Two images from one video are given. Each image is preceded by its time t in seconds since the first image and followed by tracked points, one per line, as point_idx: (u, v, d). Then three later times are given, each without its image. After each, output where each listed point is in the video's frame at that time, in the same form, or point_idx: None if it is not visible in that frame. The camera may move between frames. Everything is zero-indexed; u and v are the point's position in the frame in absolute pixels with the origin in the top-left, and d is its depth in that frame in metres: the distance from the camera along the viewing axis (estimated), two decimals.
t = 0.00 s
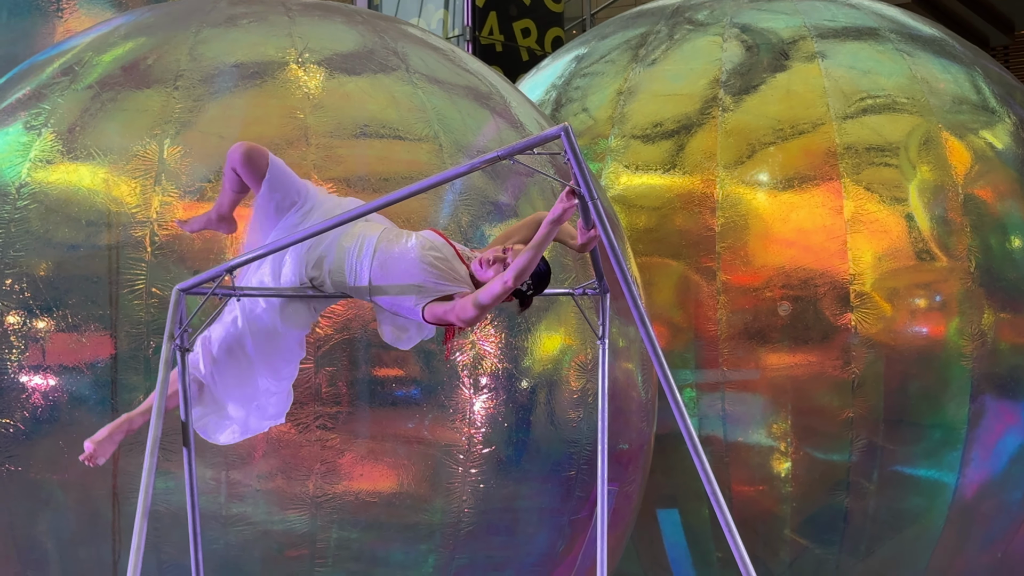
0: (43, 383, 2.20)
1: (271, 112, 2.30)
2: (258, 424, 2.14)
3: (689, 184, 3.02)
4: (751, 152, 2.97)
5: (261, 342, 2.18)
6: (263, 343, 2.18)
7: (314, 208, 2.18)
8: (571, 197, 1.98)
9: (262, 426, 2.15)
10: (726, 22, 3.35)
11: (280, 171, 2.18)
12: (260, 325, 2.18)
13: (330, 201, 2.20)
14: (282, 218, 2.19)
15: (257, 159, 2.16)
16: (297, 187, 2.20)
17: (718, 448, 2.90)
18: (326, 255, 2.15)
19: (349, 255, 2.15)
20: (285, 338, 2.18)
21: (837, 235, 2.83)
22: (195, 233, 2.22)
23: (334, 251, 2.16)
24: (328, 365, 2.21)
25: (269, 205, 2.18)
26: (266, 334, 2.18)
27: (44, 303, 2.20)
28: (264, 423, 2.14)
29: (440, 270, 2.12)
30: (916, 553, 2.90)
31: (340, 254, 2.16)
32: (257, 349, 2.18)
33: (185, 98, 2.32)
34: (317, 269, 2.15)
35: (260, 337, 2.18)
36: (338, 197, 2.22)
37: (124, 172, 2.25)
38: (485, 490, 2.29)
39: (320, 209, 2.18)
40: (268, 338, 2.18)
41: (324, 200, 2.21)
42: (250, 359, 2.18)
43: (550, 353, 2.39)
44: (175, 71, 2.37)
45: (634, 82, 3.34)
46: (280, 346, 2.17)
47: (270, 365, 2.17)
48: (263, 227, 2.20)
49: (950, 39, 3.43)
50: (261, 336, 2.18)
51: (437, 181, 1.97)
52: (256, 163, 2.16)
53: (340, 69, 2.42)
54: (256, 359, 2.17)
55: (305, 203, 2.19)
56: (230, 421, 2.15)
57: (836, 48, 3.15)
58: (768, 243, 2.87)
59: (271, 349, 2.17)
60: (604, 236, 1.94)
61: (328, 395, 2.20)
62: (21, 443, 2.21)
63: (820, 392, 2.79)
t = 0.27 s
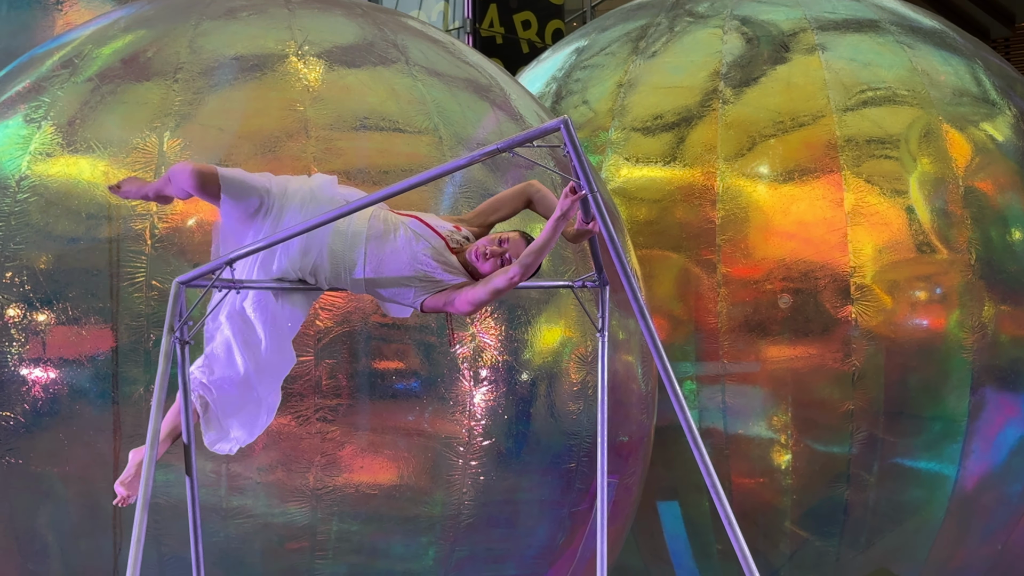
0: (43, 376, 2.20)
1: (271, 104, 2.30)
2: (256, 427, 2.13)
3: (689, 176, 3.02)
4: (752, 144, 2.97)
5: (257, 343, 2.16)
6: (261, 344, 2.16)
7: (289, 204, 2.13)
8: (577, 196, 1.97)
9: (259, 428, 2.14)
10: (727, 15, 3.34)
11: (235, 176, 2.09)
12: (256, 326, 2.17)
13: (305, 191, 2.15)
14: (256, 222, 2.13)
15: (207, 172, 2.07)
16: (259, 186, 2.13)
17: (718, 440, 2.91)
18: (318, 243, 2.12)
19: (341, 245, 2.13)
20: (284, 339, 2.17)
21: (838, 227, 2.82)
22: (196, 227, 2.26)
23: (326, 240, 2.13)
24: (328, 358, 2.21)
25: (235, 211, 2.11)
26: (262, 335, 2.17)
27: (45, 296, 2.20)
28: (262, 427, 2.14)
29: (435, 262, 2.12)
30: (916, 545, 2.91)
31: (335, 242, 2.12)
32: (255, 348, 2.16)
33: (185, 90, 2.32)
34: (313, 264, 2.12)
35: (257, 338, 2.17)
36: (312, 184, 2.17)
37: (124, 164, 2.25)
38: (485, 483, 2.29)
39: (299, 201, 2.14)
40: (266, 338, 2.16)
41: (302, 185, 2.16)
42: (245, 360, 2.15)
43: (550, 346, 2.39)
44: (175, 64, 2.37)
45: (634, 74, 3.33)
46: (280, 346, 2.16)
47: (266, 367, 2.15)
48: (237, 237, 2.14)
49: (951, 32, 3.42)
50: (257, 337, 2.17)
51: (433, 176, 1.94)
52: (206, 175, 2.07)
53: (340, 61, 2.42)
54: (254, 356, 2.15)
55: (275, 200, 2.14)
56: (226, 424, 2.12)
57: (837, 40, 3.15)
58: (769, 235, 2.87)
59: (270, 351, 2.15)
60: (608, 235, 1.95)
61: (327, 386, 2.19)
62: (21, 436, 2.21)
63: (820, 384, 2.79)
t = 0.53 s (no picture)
0: (45, 372, 2.20)
1: (273, 100, 2.30)
2: (248, 433, 2.14)
3: (691, 172, 3.01)
4: (753, 140, 2.97)
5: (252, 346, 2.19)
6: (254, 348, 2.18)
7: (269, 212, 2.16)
8: (580, 192, 2.08)
9: (252, 434, 2.14)
10: (728, 11, 3.34)
11: (205, 198, 2.10)
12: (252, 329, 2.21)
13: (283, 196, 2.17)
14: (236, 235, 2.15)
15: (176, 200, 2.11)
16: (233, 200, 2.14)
17: (720, 437, 2.90)
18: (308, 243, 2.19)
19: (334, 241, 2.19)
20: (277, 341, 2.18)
21: (839, 223, 2.82)
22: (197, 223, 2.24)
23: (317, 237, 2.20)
24: (329, 355, 2.20)
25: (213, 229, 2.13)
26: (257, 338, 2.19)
27: (46, 291, 2.21)
28: (254, 432, 2.14)
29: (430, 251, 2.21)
30: (917, 542, 2.91)
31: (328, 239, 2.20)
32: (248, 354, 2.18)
33: (186, 86, 2.32)
34: (304, 267, 2.18)
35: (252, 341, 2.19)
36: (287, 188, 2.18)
37: (125, 160, 2.24)
38: (486, 479, 2.29)
39: (280, 206, 2.16)
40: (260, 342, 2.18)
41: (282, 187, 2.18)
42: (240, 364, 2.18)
43: (552, 342, 2.39)
44: (176, 59, 2.37)
45: (636, 70, 3.34)
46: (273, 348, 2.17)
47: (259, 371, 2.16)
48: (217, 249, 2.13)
49: (953, 28, 3.42)
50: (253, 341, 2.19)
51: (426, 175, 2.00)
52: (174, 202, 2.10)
53: (342, 57, 2.42)
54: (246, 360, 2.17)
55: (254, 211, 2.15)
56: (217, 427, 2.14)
57: (838, 36, 3.15)
58: (770, 231, 2.87)
59: (261, 353, 2.17)
60: (608, 232, 2.06)
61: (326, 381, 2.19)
62: (23, 432, 2.21)
63: (822, 381, 2.79)
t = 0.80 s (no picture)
0: (49, 372, 2.20)
1: (277, 101, 2.30)
2: (248, 434, 2.14)
3: (695, 172, 3.01)
4: (758, 141, 2.97)
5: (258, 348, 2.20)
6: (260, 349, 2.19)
7: (262, 218, 2.16)
8: (582, 191, 2.07)
9: (252, 436, 2.15)
10: (732, 11, 3.34)
11: (198, 217, 2.13)
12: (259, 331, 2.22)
13: (276, 202, 2.16)
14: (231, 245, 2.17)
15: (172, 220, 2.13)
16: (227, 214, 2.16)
17: (724, 437, 2.91)
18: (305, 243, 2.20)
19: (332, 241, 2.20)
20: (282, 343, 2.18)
21: (843, 223, 2.82)
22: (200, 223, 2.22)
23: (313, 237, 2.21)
24: (333, 355, 2.21)
25: (209, 245, 2.16)
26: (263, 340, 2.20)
27: (51, 292, 2.21)
28: (254, 434, 2.15)
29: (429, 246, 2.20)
30: (922, 542, 2.91)
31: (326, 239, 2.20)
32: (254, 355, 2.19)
33: (190, 87, 2.32)
34: (304, 267, 2.19)
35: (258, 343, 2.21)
36: (280, 194, 2.18)
37: (130, 161, 2.25)
38: (490, 479, 2.30)
39: (274, 210, 2.16)
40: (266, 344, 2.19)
41: (275, 192, 2.18)
42: (246, 365, 2.20)
43: (555, 342, 2.39)
44: (180, 60, 2.37)
45: (640, 70, 3.34)
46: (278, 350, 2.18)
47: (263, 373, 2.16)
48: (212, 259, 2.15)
49: (958, 28, 3.42)
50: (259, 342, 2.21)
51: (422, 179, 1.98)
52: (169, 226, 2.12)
53: (346, 58, 2.42)
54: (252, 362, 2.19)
55: (248, 220, 2.16)
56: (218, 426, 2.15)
57: (843, 36, 3.14)
58: (774, 231, 2.87)
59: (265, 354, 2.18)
60: (610, 232, 2.05)
61: (331, 380, 2.19)
62: (28, 433, 2.21)
63: (826, 381, 2.79)
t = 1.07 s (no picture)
0: (72, 373, 2.21)
1: (298, 102, 2.31)
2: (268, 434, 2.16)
3: (715, 172, 3.02)
4: (778, 140, 2.97)
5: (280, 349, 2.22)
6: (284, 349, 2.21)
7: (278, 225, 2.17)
8: (601, 190, 2.04)
9: (271, 437, 2.16)
10: (752, 10, 3.36)
11: (216, 235, 2.17)
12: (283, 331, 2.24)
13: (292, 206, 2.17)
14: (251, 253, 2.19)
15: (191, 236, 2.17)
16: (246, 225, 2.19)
17: (745, 437, 2.91)
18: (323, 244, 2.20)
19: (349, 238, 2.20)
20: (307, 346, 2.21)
21: (864, 223, 2.82)
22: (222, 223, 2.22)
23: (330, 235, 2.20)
24: (354, 355, 2.22)
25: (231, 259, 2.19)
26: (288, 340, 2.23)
27: (73, 292, 2.22)
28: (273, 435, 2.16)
29: (448, 246, 2.21)
30: (943, 543, 2.90)
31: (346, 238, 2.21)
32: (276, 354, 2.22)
33: (212, 88, 2.33)
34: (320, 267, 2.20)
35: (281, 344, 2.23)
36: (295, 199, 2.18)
37: (151, 162, 2.25)
38: (511, 480, 2.30)
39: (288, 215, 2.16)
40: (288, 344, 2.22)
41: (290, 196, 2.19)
42: (266, 365, 2.22)
43: (576, 342, 2.39)
44: (201, 62, 2.38)
45: (660, 70, 3.34)
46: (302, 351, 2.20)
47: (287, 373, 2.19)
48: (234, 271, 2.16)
49: (979, 27, 3.41)
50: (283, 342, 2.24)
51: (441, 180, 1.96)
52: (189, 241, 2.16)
53: (367, 59, 2.43)
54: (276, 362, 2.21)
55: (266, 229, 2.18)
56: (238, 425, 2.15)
57: (864, 36, 3.14)
58: (795, 231, 2.86)
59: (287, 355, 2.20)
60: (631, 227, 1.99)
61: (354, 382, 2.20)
62: (51, 433, 2.21)
63: (847, 381, 2.78)
